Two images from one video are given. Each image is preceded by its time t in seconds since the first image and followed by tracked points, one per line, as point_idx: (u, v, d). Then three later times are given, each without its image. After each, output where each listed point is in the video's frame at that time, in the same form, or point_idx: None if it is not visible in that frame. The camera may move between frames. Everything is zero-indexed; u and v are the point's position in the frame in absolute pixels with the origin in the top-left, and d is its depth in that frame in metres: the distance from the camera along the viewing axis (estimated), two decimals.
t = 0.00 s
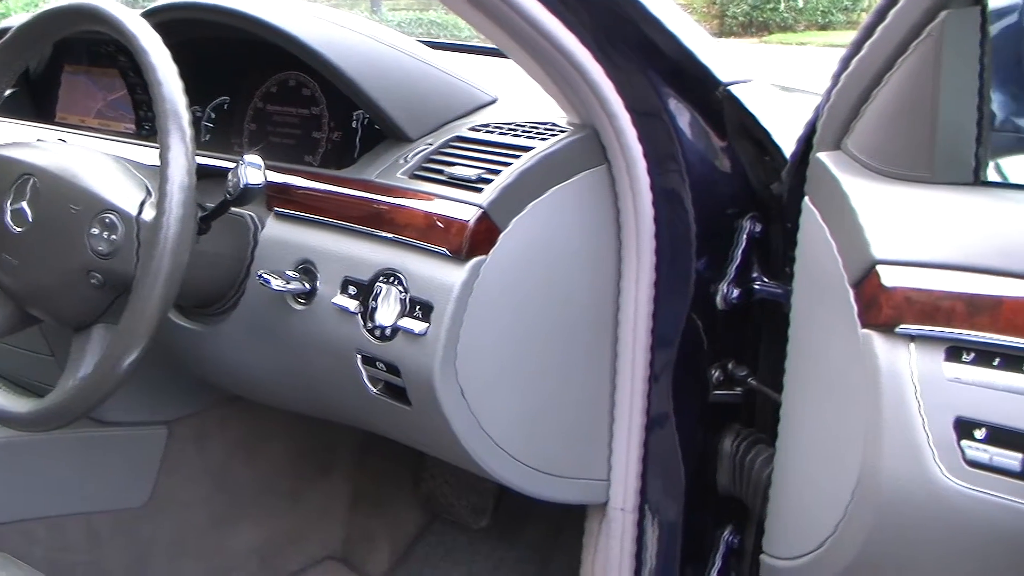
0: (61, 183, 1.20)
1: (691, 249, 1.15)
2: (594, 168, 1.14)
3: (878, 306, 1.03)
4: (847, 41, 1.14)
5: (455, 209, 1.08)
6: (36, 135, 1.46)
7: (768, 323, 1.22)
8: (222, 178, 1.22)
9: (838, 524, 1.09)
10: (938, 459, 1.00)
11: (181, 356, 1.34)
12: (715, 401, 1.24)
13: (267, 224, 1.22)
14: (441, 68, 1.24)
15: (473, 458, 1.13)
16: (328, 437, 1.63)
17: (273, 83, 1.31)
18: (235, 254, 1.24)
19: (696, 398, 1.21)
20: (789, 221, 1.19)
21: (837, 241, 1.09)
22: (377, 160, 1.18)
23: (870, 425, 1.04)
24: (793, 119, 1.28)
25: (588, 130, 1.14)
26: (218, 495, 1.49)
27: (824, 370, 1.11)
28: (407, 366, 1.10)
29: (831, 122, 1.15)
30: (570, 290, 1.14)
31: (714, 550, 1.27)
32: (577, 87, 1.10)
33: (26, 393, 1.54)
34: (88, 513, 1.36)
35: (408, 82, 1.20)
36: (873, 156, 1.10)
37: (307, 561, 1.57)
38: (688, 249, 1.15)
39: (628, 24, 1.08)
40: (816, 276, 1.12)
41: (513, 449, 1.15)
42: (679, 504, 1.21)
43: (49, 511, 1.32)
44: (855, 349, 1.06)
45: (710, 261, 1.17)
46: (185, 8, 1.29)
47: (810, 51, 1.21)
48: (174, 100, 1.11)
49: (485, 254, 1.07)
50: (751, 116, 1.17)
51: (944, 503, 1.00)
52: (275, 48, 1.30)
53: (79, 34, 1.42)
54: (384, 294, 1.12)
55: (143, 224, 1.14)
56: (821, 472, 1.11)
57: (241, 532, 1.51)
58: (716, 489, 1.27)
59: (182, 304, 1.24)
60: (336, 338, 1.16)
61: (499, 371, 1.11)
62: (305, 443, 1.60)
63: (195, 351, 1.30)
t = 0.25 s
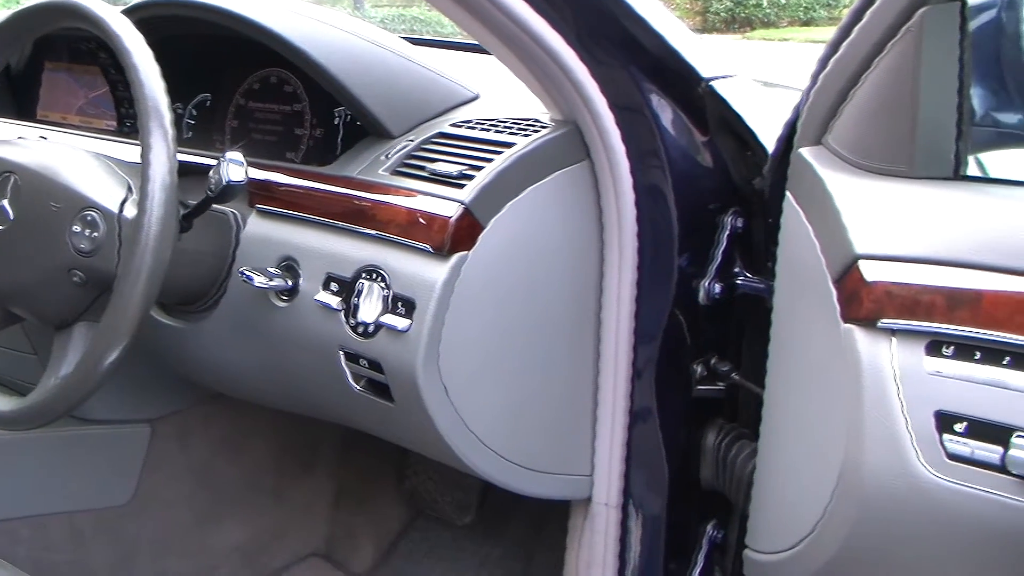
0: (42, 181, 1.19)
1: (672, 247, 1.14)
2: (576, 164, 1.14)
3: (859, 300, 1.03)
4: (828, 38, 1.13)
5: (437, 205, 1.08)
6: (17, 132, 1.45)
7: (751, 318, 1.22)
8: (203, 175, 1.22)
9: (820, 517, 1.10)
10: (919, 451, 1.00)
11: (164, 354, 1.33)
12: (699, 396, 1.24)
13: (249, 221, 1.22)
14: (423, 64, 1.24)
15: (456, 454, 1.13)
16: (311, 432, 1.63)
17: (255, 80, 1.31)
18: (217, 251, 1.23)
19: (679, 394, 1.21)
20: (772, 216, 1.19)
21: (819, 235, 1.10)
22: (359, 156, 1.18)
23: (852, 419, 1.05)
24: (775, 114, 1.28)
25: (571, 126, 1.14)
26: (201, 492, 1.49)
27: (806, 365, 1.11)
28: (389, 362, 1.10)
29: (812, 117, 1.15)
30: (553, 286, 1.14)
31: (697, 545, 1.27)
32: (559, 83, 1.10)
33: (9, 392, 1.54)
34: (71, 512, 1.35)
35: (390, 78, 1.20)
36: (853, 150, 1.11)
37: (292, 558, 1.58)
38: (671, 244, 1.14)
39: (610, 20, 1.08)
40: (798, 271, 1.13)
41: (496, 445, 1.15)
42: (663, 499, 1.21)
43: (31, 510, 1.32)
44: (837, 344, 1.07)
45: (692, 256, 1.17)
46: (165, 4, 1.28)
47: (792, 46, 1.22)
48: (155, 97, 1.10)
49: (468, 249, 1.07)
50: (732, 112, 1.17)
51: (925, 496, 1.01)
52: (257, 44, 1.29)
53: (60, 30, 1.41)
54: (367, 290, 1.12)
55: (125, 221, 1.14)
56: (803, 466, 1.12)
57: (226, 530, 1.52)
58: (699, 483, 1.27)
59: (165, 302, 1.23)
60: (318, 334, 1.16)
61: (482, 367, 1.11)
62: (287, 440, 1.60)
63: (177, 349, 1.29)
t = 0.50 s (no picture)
0: (22, 180, 1.19)
1: (655, 245, 1.16)
2: (557, 161, 1.14)
3: (840, 296, 1.04)
4: (807, 35, 1.14)
5: (419, 202, 1.08)
6: None
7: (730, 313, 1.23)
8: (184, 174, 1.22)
9: (802, 512, 1.10)
10: (899, 446, 1.01)
11: (145, 353, 1.33)
12: (680, 392, 1.25)
13: (230, 220, 1.22)
14: (404, 62, 1.24)
15: (438, 451, 1.13)
16: (295, 432, 1.63)
17: (236, 78, 1.30)
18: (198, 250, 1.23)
19: (660, 390, 1.21)
20: (753, 212, 1.20)
21: (800, 231, 1.10)
22: (340, 154, 1.18)
23: (833, 414, 1.06)
24: (755, 110, 1.28)
25: (552, 123, 1.14)
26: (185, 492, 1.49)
27: (787, 361, 1.12)
28: (370, 360, 1.10)
29: (793, 113, 1.15)
30: (535, 283, 1.14)
31: (680, 541, 1.27)
32: (540, 81, 1.10)
33: None
34: (53, 512, 1.35)
35: (371, 76, 1.20)
36: (834, 146, 1.11)
37: (275, 557, 1.59)
38: (652, 241, 1.15)
39: (590, 17, 1.09)
40: (779, 267, 1.13)
41: (479, 443, 1.15)
42: (645, 494, 1.22)
43: (13, 510, 1.31)
44: (817, 340, 1.07)
45: (674, 252, 1.18)
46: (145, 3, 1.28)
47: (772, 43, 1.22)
48: (136, 97, 1.09)
49: (449, 247, 1.07)
50: (714, 110, 1.17)
51: (906, 491, 1.01)
52: (237, 42, 1.29)
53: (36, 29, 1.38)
54: (348, 289, 1.12)
55: (105, 220, 1.14)
56: (784, 461, 1.12)
57: (208, 527, 1.52)
58: (681, 480, 1.27)
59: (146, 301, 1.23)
60: (300, 333, 1.16)
61: (464, 364, 1.11)
62: (271, 439, 1.60)
63: (159, 348, 1.29)
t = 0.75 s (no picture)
0: None
1: (631, 243, 1.15)
2: (532, 158, 1.14)
3: (814, 292, 1.05)
4: (779, 31, 1.14)
5: (394, 200, 1.08)
6: None
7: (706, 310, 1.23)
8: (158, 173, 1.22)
9: (777, 508, 1.10)
10: (874, 441, 1.02)
11: (120, 353, 1.33)
12: (656, 388, 1.25)
13: (206, 219, 1.22)
14: (379, 60, 1.24)
15: (413, 447, 1.13)
16: (274, 431, 1.63)
17: (210, 76, 1.30)
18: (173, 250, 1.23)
19: (637, 386, 1.21)
20: (728, 208, 1.20)
21: (774, 228, 1.10)
22: (315, 153, 1.18)
23: (808, 410, 1.06)
24: (729, 106, 1.29)
25: (526, 121, 1.14)
26: (162, 492, 1.48)
27: (762, 357, 1.12)
28: (345, 359, 1.10)
29: (767, 109, 1.15)
30: (511, 281, 1.14)
31: (657, 537, 1.27)
32: (514, 79, 1.10)
33: None
34: (29, 513, 1.35)
35: (346, 74, 1.20)
36: (808, 143, 1.12)
37: (253, 556, 1.58)
38: (628, 238, 1.15)
39: (564, 14, 1.09)
40: (753, 263, 1.13)
41: (456, 441, 1.15)
42: (623, 490, 1.21)
43: None
44: (792, 336, 1.08)
45: (649, 249, 1.18)
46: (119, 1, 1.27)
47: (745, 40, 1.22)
48: (109, 96, 1.08)
49: (424, 244, 1.07)
50: (690, 107, 1.17)
51: (880, 485, 1.02)
52: (212, 41, 1.29)
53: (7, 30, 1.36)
54: (323, 287, 1.12)
55: (80, 220, 1.13)
56: (759, 457, 1.12)
57: (184, 528, 1.51)
58: (658, 476, 1.27)
59: (120, 301, 1.22)
60: (276, 331, 1.16)
61: (440, 362, 1.11)
62: (250, 438, 1.59)
63: (134, 348, 1.29)
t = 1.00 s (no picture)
0: None
1: (610, 241, 1.15)
2: (512, 156, 1.14)
3: (794, 288, 1.05)
4: (757, 30, 1.15)
5: (375, 199, 1.08)
6: None
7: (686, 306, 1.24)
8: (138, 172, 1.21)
9: (760, 503, 1.11)
10: (854, 437, 1.03)
11: (101, 353, 1.33)
12: (637, 386, 1.25)
13: (186, 218, 1.21)
14: (360, 59, 1.24)
15: (393, 444, 1.12)
16: (255, 429, 1.63)
17: (190, 75, 1.30)
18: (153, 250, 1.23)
19: (618, 384, 1.22)
20: (707, 206, 1.20)
21: (754, 225, 1.11)
22: (296, 152, 1.18)
23: (789, 407, 1.06)
24: (709, 104, 1.29)
25: (506, 119, 1.14)
26: (144, 492, 1.48)
27: (743, 353, 1.12)
28: (325, 357, 1.10)
29: (746, 107, 1.16)
30: (492, 279, 1.14)
31: (639, 535, 1.27)
32: (494, 77, 1.10)
33: None
34: (9, 514, 1.35)
35: (326, 74, 1.20)
36: (787, 140, 1.12)
37: (235, 556, 1.59)
38: (608, 235, 1.15)
39: (544, 12, 1.09)
40: (733, 261, 1.14)
41: (438, 440, 1.15)
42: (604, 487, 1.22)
43: None
44: (771, 333, 1.08)
45: (630, 247, 1.18)
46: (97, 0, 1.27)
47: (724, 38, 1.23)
48: (88, 95, 1.08)
49: (406, 243, 1.07)
50: (668, 104, 1.19)
51: (858, 481, 1.03)
52: (191, 40, 1.28)
53: None
54: (304, 286, 1.12)
55: (59, 220, 1.13)
56: (740, 454, 1.13)
57: (168, 529, 1.51)
58: (639, 473, 1.27)
59: (99, 301, 1.22)
60: (257, 331, 1.16)
61: (421, 361, 1.11)
62: (233, 438, 1.59)
63: (115, 348, 1.29)
